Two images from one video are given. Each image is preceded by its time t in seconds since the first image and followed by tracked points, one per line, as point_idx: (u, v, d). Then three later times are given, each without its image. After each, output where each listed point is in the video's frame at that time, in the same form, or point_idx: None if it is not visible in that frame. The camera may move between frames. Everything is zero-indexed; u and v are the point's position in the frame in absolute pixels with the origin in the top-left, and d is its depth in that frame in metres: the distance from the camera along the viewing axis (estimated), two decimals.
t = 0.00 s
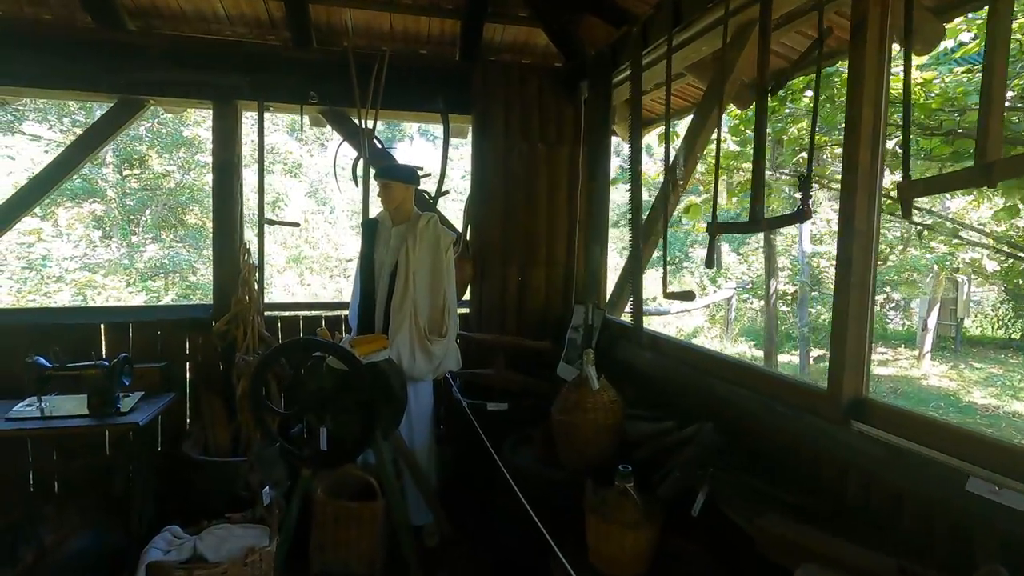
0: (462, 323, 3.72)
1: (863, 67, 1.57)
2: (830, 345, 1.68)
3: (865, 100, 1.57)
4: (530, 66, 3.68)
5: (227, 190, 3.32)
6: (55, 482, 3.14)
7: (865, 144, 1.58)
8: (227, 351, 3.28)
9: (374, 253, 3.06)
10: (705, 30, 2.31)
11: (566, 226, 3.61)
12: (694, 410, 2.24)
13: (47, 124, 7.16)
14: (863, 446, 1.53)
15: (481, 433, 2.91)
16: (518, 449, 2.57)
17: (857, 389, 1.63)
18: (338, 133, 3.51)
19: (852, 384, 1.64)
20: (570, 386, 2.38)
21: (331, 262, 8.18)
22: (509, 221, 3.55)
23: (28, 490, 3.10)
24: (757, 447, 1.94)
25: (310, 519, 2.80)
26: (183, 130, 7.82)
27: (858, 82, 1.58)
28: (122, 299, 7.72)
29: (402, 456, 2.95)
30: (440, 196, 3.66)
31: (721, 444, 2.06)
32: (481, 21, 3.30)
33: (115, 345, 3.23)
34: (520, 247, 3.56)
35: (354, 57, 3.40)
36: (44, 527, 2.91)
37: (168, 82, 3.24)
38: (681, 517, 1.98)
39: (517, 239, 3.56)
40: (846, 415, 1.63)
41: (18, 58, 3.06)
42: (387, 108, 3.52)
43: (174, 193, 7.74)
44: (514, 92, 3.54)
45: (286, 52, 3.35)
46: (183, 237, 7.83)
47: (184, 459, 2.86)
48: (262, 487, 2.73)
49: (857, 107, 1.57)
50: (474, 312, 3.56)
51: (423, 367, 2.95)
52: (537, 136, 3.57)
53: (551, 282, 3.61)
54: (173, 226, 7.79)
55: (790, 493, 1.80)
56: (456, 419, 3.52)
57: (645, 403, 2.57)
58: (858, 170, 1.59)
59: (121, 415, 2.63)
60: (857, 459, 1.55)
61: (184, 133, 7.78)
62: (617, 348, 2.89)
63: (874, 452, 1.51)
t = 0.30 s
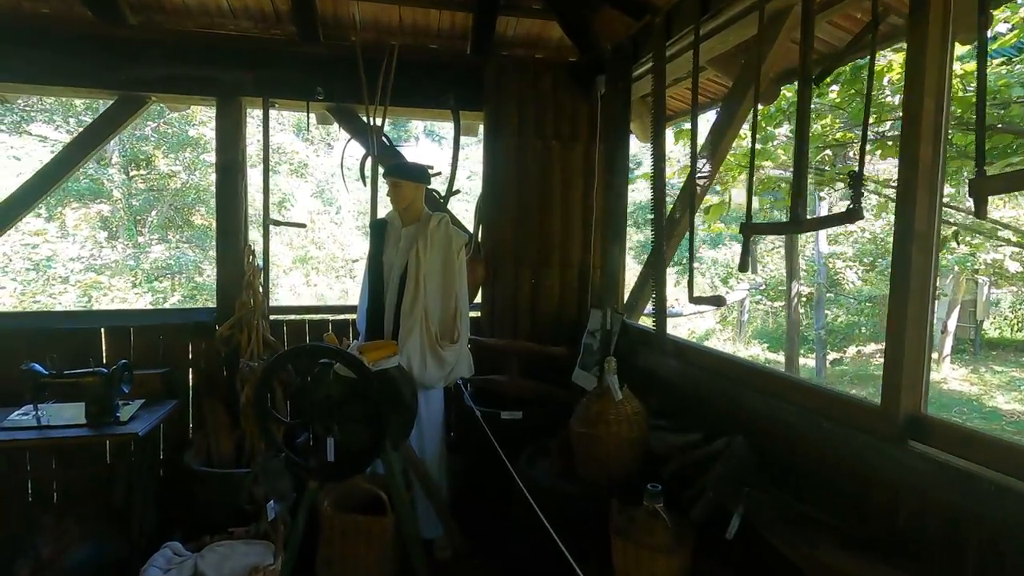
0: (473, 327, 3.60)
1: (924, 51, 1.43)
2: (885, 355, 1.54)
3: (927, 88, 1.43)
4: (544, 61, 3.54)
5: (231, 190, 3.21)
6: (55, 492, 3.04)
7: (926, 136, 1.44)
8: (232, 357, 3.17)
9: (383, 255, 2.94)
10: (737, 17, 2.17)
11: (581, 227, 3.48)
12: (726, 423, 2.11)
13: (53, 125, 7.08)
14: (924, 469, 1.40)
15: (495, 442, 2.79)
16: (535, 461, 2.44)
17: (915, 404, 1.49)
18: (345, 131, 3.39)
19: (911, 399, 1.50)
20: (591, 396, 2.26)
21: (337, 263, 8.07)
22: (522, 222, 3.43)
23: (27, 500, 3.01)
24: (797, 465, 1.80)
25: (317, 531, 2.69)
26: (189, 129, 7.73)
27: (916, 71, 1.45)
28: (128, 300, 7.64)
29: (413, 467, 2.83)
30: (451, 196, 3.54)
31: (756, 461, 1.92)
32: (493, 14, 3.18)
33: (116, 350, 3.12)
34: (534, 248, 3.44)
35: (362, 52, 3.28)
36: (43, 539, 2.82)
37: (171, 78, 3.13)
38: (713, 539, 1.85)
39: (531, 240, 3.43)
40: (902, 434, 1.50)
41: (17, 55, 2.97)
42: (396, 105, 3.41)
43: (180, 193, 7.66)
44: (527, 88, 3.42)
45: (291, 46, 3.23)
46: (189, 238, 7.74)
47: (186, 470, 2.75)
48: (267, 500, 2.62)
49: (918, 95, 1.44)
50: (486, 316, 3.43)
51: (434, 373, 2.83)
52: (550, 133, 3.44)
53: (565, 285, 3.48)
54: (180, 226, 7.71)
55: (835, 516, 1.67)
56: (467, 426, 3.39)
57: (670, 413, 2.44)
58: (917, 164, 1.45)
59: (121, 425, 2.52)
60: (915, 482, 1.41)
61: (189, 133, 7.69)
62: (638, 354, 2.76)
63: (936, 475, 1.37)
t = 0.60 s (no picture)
0: (481, 331, 3.47)
1: (988, 33, 1.30)
2: (940, 367, 1.41)
3: (992, 74, 1.30)
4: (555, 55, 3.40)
5: (231, 189, 3.10)
6: (48, 503, 2.94)
7: (991, 127, 1.32)
8: (231, 362, 3.06)
9: (388, 256, 2.82)
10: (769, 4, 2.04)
11: (593, 227, 3.35)
12: (754, 436, 1.98)
13: (55, 125, 6.97)
14: (986, 494, 1.26)
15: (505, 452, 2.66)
16: (548, 474, 2.32)
17: (975, 422, 1.36)
18: (348, 127, 3.28)
19: (969, 416, 1.37)
20: (608, 406, 2.13)
21: (340, 264, 7.94)
22: (532, 221, 3.30)
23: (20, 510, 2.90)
24: (834, 484, 1.67)
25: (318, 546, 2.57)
26: (191, 129, 7.57)
27: (977, 55, 1.32)
28: (130, 301, 7.54)
29: (419, 479, 2.71)
30: (458, 196, 3.41)
31: (788, 479, 1.79)
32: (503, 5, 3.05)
33: (112, 355, 3.01)
34: (545, 249, 3.31)
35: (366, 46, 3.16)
36: (35, 553, 2.71)
37: (170, 73, 3.03)
38: (742, 563, 1.72)
39: (541, 240, 3.31)
40: (960, 454, 1.37)
41: (10, 49, 2.87)
42: (402, 101, 3.29)
43: (183, 194, 7.54)
44: (538, 82, 3.30)
45: (293, 40, 3.12)
46: (192, 238, 7.63)
47: (183, 481, 2.63)
48: (266, 513, 2.50)
49: (981, 82, 1.31)
50: (495, 320, 3.31)
51: (441, 380, 2.70)
52: (561, 129, 3.31)
53: (577, 287, 3.35)
54: (184, 226, 7.58)
55: (878, 540, 1.53)
56: (475, 434, 3.27)
57: (692, 424, 2.31)
58: (980, 158, 1.32)
59: (114, 435, 2.41)
60: (976, 509, 1.28)
61: (192, 132, 7.59)
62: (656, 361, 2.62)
63: (1001, 502, 1.24)
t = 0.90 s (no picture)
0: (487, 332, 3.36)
1: None
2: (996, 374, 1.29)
3: None
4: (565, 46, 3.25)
5: (229, 184, 3.00)
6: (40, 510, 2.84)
7: None
8: (229, 364, 2.95)
9: (391, 254, 2.71)
10: None
11: (602, 224, 3.24)
12: (779, 444, 1.86)
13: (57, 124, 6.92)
14: None
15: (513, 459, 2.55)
16: (559, 483, 2.21)
17: None
18: (350, 121, 3.17)
19: None
20: (623, 412, 2.02)
21: (344, 263, 7.86)
22: (540, 218, 3.19)
23: (9, 517, 2.79)
24: (869, 499, 1.55)
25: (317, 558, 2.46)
26: (194, 127, 7.47)
27: None
28: (132, 301, 7.45)
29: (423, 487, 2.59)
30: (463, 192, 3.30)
31: (818, 492, 1.67)
32: None
33: (105, 357, 2.91)
34: (553, 247, 3.20)
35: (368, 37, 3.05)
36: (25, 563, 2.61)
37: (168, 64, 2.92)
38: None
39: (549, 238, 3.19)
40: (1020, 469, 1.24)
41: None
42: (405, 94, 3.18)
43: (186, 193, 7.45)
44: (546, 75, 3.18)
45: (292, 31, 3.01)
46: (196, 238, 7.55)
47: (177, 488, 2.53)
48: (263, 523, 2.39)
49: None
50: (502, 320, 3.20)
51: (446, 383, 2.59)
52: (570, 123, 3.20)
53: (586, 287, 3.24)
54: (187, 227, 7.50)
55: (920, 561, 1.41)
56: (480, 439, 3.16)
57: (711, 430, 2.19)
58: None
59: (105, 441, 2.31)
60: None
61: (194, 131, 7.50)
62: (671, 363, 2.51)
63: None
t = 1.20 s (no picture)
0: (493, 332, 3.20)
1: None
2: None
3: None
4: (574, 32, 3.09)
5: (221, 177, 2.85)
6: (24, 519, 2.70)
7: None
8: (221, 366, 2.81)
9: (390, 250, 2.56)
10: None
11: (614, 219, 3.07)
12: (813, 456, 1.69)
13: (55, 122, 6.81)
14: None
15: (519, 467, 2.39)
16: (570, 495, 2.05)
17: None
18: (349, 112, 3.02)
19: None
20: (641, 420, 1.86)
21: (349, 263, 7.72)
22: (548, 213, 3.03)
23: None
24: (921, 520, 1.38)
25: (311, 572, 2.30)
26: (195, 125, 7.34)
27: None
28: (133, 301, 7.34)
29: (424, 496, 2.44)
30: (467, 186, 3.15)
31: (860, 511, 1.50)
32: None
33: (92, 359, 2.77)
34: (562, 243, 3.04)
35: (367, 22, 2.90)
36: None
37: (156, 51, 2.78)
38: None
39: (558, 233, 3.03)
40: None
41: None
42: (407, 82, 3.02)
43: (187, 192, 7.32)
44: (554, 62, 3.02)
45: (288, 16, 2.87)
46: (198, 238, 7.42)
47: (165, 497, 2.38)
48: (254, 535, 2.24)
49: None
50: (508, 320, 3.04)
51: (448, 386, 2.44)
52: (580, 112, 3.04)
53: (597, 285, 3.08)
54: (191, 225, 7.38)
55: None
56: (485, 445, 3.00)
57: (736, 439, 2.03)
58: None
59: (85, 448, 2.16)
60: None
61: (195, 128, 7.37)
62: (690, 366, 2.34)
63: None
